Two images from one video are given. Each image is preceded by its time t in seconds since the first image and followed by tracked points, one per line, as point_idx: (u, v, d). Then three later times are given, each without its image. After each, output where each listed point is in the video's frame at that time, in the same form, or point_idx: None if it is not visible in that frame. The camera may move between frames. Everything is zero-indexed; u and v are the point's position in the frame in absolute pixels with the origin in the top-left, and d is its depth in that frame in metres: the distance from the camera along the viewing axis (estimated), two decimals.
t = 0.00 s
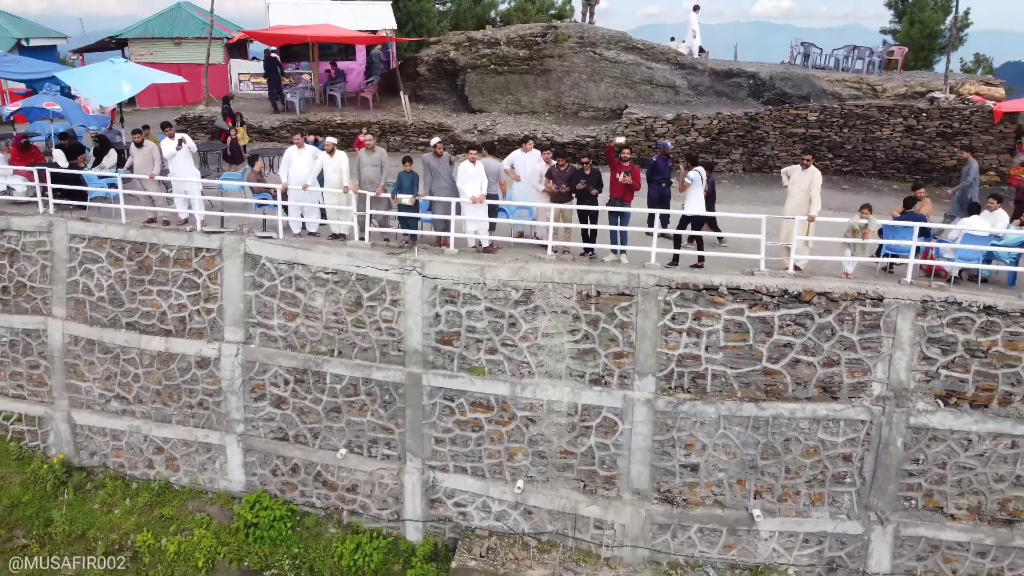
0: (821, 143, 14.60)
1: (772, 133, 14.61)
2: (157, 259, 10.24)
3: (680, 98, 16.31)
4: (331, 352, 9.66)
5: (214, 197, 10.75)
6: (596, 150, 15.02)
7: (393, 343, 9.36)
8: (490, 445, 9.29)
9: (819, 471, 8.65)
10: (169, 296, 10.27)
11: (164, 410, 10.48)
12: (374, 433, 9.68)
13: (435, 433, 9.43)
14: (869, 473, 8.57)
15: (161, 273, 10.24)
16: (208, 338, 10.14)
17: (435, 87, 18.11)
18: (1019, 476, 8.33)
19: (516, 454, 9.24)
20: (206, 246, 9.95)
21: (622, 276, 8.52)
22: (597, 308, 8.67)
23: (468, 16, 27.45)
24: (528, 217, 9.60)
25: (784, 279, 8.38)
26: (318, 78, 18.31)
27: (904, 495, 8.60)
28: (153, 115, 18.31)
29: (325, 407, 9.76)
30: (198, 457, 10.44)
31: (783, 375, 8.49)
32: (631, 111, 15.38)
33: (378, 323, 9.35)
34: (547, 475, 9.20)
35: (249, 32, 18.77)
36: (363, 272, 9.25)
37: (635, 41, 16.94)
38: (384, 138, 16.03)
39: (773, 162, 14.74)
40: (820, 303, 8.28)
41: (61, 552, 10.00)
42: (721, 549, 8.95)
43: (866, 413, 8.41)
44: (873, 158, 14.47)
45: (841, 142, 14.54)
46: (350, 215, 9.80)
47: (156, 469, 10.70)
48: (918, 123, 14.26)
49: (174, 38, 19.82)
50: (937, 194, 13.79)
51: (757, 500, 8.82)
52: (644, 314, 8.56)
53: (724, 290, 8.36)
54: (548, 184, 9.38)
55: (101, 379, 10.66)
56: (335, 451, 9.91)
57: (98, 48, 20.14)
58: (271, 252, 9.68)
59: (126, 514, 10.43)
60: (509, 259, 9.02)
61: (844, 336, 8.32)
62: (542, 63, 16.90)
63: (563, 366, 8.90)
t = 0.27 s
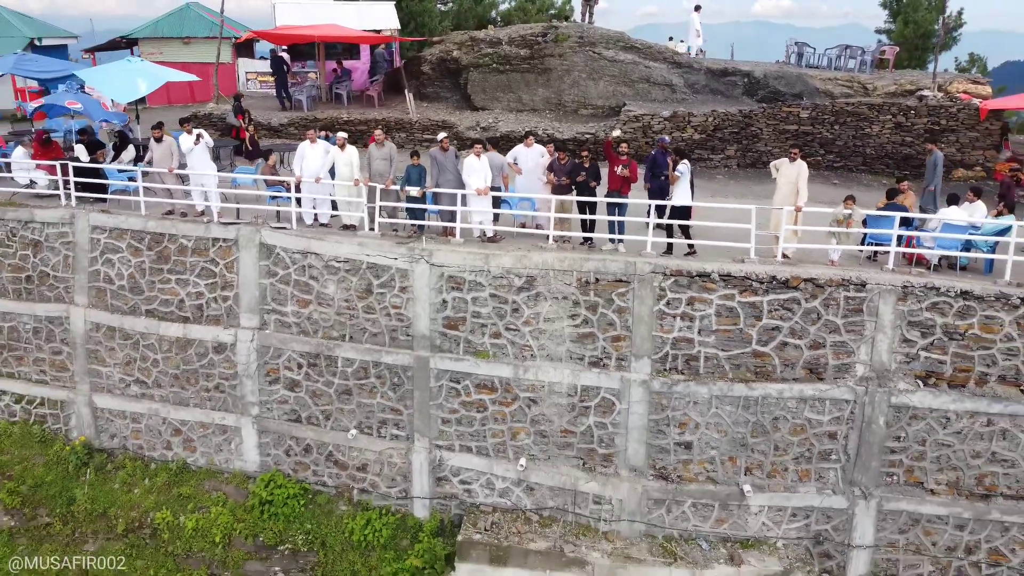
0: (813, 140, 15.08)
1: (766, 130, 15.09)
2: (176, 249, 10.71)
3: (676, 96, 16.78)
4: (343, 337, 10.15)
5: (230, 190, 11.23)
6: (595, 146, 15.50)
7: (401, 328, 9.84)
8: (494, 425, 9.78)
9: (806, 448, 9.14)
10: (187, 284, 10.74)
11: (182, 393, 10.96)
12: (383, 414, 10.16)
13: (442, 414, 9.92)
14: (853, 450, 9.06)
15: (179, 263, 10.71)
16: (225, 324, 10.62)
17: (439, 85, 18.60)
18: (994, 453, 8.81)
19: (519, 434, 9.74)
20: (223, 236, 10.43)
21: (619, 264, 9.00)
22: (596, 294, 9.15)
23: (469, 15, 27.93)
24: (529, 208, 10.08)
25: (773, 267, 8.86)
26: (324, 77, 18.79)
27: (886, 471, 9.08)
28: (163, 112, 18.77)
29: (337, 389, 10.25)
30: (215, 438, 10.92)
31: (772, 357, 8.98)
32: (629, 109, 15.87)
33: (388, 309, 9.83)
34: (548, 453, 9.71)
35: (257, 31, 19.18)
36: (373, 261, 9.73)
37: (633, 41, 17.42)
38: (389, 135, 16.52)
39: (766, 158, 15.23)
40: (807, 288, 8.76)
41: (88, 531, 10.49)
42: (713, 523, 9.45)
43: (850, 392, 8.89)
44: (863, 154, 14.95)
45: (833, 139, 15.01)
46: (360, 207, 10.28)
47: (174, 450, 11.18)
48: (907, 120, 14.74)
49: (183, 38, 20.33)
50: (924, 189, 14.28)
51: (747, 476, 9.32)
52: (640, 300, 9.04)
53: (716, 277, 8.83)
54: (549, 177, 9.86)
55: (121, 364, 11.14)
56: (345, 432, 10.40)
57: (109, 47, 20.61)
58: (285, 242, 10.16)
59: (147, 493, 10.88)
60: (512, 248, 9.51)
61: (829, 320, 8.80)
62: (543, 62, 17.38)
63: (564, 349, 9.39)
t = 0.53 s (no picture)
0: (804, 140, 15.57)
1: (759, 130, 15.59)
2: (193, 245, 11.22)
3: (672, 98, 17.28)
4: (353, 329, 10.66)
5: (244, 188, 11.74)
6: (593, 146, 16.00)
7: (409, 320, 10.35)
8: (497, 412, 10.30)
9: (793, 433, 9.65)
10: (204, 278, 11.24)
11: (198, 383, 11.46)
12: (391, 402, 10.68)
13: (447, 402, 10.43)
14: (837, 435, 9.57)
15: (196, 258, 11.21)
16: (240, 317, 11.13)
17: (441, 86, 19.11)
18: (971, 437, 9.31)
19: (520, 420, 10.25)
20: (238, 232, 10.93)
21: (616, 258, 9.51)
22: (594, 287, 9.66)
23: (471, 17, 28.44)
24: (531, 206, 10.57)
25: (761, 261, 9.36)
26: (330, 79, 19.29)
27: (869, 454, 9.59)
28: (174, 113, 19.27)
29: (347, 378, 10.76)
30: (230, 426, 11.43)
31: (761, 347, 9.49)
32: (626, 110, 16.37)
33: (396, 301, 10.34)
34: (549, 439, 10.23)
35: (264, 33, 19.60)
36: (382, 256, 10.24)
37: (631, 43, 17.92)
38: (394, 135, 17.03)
39: (759, 158, 15.74)
40: (793, 281, 9.27)
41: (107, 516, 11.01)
42: (705, 504, 9.96)
43: (834, 380, 9.40)
44: (853, 154, 15.46)
45: (823, 139, 15.51)
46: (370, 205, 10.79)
47: (191, 438, 11.69)
48: (895, 121, 15.25)
49: (191, 40, 20.84)
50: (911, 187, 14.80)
51: (737, 460, 9.83)
52: (635, 292, 9.55)
53: (708, 270, 9.34)
54: (549, 176, 10.36)
55: (140, 355, 11.65)
56: (355, 419, 10.91)
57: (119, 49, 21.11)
58: (298, 238, 10.66)
59: (165, 479, 11.40)
60: (514, 243, 10.02)
61: (815, 311, 9.32)
62: (543, 64, 17.89)
63: (563, 340, 9.90)
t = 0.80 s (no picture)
0: (796, 148, 16.11)
1: (752, 138, 16.13)
2: (210, 251, 11.75)
3: (669, 106, 17.83)
4: (363, 331, 11.21)
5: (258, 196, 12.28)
6: (592, 153, 16.55)
7: (417, 323, 10.90)
8: (500, 410, 10.85)
9: (781, 429, 10.20)
10: (220, 283, 11.78)
11: (215, 382, 12.00)
12: (400, 400, 11.22)
13: (453, 400, 10.97)
14: (822, 431, 10.11)
15: (213, 263, 11.75)
16: (255, 319, 11.67)
17: (445, 95, 19.66)
18: (948, 433, 9.85)
19: (522, 418, 10.80)
20: (253, 239, 11.46)
21: (613, 264, 10.04)
22: (592, 292, 10.20)
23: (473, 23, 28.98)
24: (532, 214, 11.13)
25: (750, 267, 9.89)
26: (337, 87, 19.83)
27: (852, 450, 10.13)
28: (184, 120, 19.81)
29: (358, 378, 11.31)
30: (245, 424, 11.97)
31: (750, 348, 10.04)
32: (624, 118, 16.91)
33: (404, 305, 10.89)
34: (549, 435, 10.78)
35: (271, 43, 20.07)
36: (391, 262, 10.78)
37: (629, 53, 18.46)
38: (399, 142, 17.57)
39: (752, 165, 16.29)
40: (780, 287, 9.80)
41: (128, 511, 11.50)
42: (697, 497, 10.50)
43: (819, 379, 9.95)
44: (843, 161, 16.00)
45: (814, 147, 16.04)
46: (379, 213, 11.33)
47: (207, 435, 12.23)
48: (883, 130, 15.78)
49: (201, 48, 21.51)
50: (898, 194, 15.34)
51: (728, 455, 10.37)
52: (631, 297, 10.09)
53: (700, 276, 9.87)
54: (550, 185, 10.91)
55: (159, 356, 12.19)
56: (365, 417, 11.46)
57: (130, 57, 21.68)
58: (310, 245, 11.20)
59: (183, 474, 11.93)
60: (516, 250, 10.55)
61: (801, 315, 9.86)
62: (543, 73, 18.44)
63: (563, 341, 10.45)
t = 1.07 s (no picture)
0: (789, 157, 16.65)
1: (746, 148, 16.68)
2: (227, 259, 12.29)
3: (666, 116, 18.38)
4: (373, 336, 11.75)
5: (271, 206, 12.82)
6: (591, 163, 17.10)
7: (424, 328, 11.44)
8: (504, 411, 11.39)
9: (771, 430, 10.74)
10: (236, 290, 12.32)
11: (231, 385, 12.54)
12: (408, 402, 11.77)
13: (459, 402, 11.52)
14: (810, 431, 10.66)
15: (229, 270, 12.28)
16: (270, 324, 12.21)
17: (448, 104, 20.24)
18: (929, 433, 10.40)
19: (525, 418, 11.34)
20: (268, 248, 11.99)
21: (612, 273, 10.59)
22: (592, 298, 10.74)
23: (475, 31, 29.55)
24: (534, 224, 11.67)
25: (742, 275, 10.43)
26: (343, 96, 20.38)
27: (839, 449, 10.67)
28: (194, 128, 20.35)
29: (368, 380, 11.85)
30: (260, 425, 12.52)
31: (741, 352, 10.59)
32: (623, 128, 17.46)
33: (413, 311, 11.43)
34: (551, 435, 11.32)
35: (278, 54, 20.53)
36: (401, 270, 11.32)
37: (627, 65, 19.00)
38: (404, 151, 18.11)
39: (747, 174, 16.85)
40: (770, 294, 10.35)
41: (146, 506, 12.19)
42: (692, 494, 11.05)
43: (807, 381, 10.50)
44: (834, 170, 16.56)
45: (806, 157, 16.59)
46: (389, 223, 11.87)
47: (224, 435, 12.77)
48: (873, 140, 16.31)
49: (210, 58, 22.08)
50: (888, 202, 15.89)
51: (720, 454, 10.92)
52: (629, 304, 10.64)
53: (693, 284, 10.41)
54: (551, 198, 11.45)
55: (177, 360, 12.73)
56: (375, 417, 12.00)
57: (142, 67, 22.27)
58: (323, 253, 11.74)
59: (200, 472, 12.47)
60: (520, 259, 11.09)
61: (789, 320, 10.40)
62: (545, 84, 19.02)
63: (564, 345, 11.00)
